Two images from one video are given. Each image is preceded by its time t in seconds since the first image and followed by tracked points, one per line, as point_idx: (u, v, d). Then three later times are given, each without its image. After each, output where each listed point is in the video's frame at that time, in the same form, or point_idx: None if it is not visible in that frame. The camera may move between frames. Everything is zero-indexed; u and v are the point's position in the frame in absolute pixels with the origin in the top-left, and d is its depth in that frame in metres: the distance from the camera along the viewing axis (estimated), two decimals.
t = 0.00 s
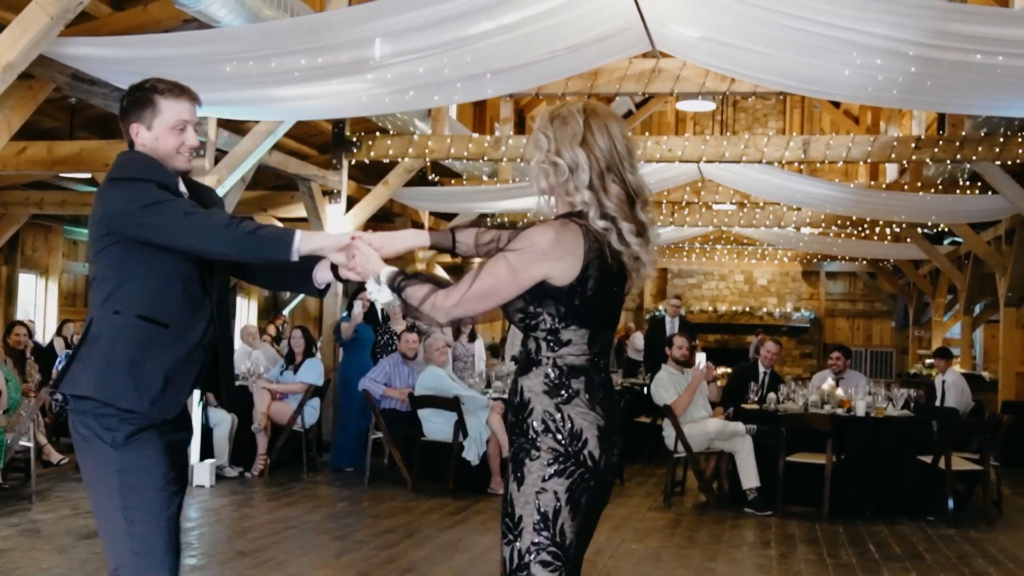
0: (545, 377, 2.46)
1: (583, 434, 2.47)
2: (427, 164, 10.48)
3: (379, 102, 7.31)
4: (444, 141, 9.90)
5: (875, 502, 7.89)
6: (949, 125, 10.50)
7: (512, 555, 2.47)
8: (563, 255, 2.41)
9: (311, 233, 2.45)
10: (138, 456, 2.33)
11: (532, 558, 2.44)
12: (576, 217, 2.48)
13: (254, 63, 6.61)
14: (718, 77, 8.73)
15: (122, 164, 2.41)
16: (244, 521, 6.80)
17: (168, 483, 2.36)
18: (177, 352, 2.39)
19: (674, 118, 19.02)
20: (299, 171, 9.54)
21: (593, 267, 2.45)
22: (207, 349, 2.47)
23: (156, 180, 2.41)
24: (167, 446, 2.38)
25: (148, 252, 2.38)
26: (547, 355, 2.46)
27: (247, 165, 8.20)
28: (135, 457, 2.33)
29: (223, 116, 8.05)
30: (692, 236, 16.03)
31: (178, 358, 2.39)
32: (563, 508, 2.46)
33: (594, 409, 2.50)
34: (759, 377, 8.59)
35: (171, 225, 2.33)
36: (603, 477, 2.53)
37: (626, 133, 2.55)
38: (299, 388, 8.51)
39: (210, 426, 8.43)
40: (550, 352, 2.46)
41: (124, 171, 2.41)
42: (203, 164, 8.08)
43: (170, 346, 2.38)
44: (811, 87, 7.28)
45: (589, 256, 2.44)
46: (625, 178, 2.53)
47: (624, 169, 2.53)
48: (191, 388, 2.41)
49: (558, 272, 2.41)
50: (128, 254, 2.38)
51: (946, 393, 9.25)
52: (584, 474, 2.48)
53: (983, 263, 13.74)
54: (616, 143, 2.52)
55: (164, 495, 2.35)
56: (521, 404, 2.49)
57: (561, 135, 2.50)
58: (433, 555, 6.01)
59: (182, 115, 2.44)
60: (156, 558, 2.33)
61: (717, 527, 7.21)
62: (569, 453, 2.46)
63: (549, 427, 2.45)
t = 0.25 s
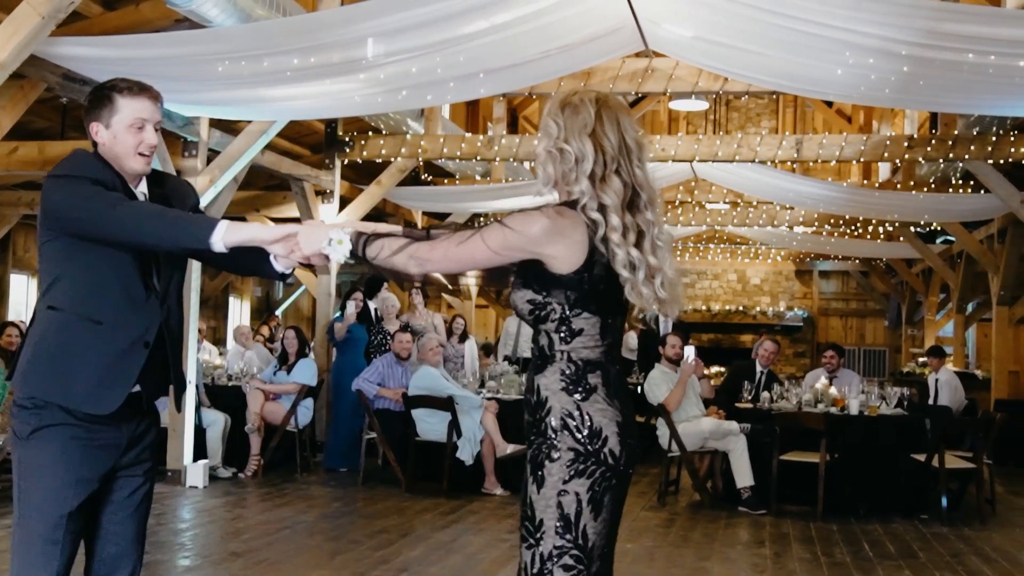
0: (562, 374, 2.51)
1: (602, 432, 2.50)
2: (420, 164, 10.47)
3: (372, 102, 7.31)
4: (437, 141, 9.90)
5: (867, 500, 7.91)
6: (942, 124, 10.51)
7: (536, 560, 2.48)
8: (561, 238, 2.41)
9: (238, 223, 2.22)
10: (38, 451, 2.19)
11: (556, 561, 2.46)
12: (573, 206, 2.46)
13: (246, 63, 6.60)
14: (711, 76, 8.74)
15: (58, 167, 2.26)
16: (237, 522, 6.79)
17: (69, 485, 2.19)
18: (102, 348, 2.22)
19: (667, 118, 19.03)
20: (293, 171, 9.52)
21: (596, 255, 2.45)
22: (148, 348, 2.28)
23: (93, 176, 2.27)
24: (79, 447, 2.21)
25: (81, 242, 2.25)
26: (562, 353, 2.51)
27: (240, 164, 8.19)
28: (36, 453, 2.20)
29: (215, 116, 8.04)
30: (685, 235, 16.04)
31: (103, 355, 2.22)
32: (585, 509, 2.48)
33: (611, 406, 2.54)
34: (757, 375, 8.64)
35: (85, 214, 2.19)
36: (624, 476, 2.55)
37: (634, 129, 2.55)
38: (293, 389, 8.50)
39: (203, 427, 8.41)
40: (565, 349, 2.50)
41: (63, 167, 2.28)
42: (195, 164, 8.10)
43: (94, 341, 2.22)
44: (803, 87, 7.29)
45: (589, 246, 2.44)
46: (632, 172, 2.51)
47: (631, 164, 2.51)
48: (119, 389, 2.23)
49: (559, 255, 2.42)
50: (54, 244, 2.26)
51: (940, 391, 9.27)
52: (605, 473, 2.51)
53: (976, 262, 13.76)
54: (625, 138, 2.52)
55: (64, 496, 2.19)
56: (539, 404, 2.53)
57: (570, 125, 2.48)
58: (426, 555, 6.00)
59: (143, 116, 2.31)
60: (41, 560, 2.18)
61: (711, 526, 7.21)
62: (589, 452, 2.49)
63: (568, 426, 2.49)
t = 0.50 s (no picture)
0: (567, 374, 2.43)
1: (608, 434, 2.44)
2: (416, 164, 10.46)
3: (367, 102, 7.30)
4: (433, 142, 9.89)
5: (864, 499, 7.92)
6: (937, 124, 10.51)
7: (540, 565, 2.41)
8: (560, 235, 2.38)
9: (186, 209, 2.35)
10: (4, 446, 2.32)
11: (560, 565, 2.40)
12: (573, 206, 2.43)
13: (241, 64, 6.59)
14: (707, 76, 8.73)
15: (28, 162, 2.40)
16: (233, 523, 6.77)
17: (30, 474, 2.30)
18: (66, 346, 2.33)
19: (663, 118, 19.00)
20: (288, 171, 9.51)
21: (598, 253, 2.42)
22: (110, 347, 2.37)
23: (59, 172, 2.40)
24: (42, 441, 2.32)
25: (47, 241, 2.37)
26: (568, 352, 2.43)
27: (235, 165, 8.17)
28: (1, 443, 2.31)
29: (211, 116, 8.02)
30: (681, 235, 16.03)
31: (64, 353, 2.33)
32: (590, 511, 2.42)
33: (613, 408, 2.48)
34: (755, 375, 8.64)
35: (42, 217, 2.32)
36: (625, 478, 2.50)
37: (633, 130, 2.52)
38: (290, 390, 8.49)
39: (199, 427, 8.40)
40: (570, 349, 2.43)
41: (33, 164, 2.41)
42: (191, 164, 8.09)
43: (56, 340, 2.33)
44: (798, 86, 7.29)
45: (590, 247, 2.41)
46: (630, 174, 2.49)
47: (629, 165, 2.49)
48: (82, 386, 2.33)
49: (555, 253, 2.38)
50: (22, 245, 2.39)
51: (935, 390, 9.27)
52: (609, 475, 2.45)
53: (972, 261, 13.76)
54: (624, 138, 2.50)
55: (26, 489, 2.30)
56: (540, 403, 2.44)
57: (572, 126, 2.45)
58: (423, 556, 5.98)
59: (112, 118, 2.41)
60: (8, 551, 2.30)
61: (708, 526, 7.21)
62: (594, 454, 2.43)
63: (574, 428, 2.42)
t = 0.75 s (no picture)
0: (512, 384, 2.30)
1: (550, 449, 2.31)
2: (415, 166, 10.47)
3: (366, 104, 7.31)
4: (433, 143, 9.90)
5: (864, 500, 7.94)
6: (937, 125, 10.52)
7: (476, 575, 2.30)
8: (526, 249, 2.23)
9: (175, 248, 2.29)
10: (24, 454, 2.30)
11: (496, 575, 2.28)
12: (543, 220, 2.29)
13: (241, 66, 6.59)
14: (707, 78, 8.74)
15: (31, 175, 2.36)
16: (233, 525, 6.77)
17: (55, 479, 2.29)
18: (81, 356, 2.34)
19: (662, 119, 19.03)
20: (287, 173, 9.51)
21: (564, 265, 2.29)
22: (125, 354, 2.39)
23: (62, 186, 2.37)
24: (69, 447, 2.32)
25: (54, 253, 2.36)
26: (513, 362, 2.29)
27: (235, 167, 8.19)
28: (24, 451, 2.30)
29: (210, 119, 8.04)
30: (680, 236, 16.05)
31: (79, 364, 2.34)
32: (527, 524, 2.29)
33: (560, 419, 2.34)
34: (755, 376, 8.65)
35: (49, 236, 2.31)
36: (569, 491, 2.37)
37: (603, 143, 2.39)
38: (290, 392, 8.48)
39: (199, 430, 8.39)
40: (517, 359, 2.29)
41: (37, 175, 2.39)
42: (190, 167, 8.11)
43: (69, 351, 2.34)
44: (797, 87, 7.30)
45: (557, 261, 2.27)
46: (601, 186, 2.36)
47: (599, 178, 2.37)
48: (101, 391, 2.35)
49: (517, 269, 2.23)
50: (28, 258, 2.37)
51: (934, 390, 9.29)
52: (549, 489, 2.31)
53: (971, 262, 13.78)
54: (592, 152, 2.36)
55: (50, 494, 2.29)
56: (484, 412, 2.32)
57: (539, 139, 2.33)
58: (423, 558, 5.99)
59: (113, 123, 2.43)
60: (42, 558, 2.29)
61: (708, 527, 7.21)
62: (535, 469, 2.30)
63: (513, 438, 2.29)
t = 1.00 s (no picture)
0: (442, 393, 2.28)
1: (471, 460, 2.31)
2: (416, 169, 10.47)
3: (368, 107, 7.31)
4: (434, 146, 9.91)
5: (866, 502, 7.96)
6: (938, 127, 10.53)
7: (365, 565, 2.29)
8: (466, 262, 2.25)
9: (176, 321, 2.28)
10: (92, 470, 2.32)
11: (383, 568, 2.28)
12: (477, 230, 2.31)
13: (242, 69, 6.59)
14: (708, 80, 8.74)
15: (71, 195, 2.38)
16: (236, 529, 6.77)
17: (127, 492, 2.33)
18: (133, 378, 2.35)
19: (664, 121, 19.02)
20: (289, 176, 9.51)
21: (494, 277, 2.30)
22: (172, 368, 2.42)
23: (103, 211, 2.40)
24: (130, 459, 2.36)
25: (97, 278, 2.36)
26: (446, 372, 2.27)
27: (237, 169, 8.14)
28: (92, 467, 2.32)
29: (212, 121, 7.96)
30: (682, 238, 16.05)
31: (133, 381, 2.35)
32: (432, 529, 2.29)
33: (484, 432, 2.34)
34: (758, 378, 8.61)
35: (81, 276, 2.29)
36: (480, 501, 2.38)
37: (530, 155, 2.40)
38: (292, 395, 8.50)
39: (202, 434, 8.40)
40: (450, 369, 2.27)
41: (80, 200, 2.40)
42: (192, 170, 8.04)
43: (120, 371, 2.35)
44: (798, 89, 7.30)
45: (493, 271, 2.28)
46: (528, 198, 2.38)
47: (527, 188, 2.38)
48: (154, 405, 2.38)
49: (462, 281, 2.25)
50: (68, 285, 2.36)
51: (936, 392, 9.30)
52: (461, 499, 2.32)
53: (973, 263, 13.78)
54: (519, 162, 2.37)
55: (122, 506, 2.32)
56: (410, 416, 2.30)
57: (469, 151, 2.34)
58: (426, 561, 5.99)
59: (151, 130, 2.46)
60: (124, 566, 2.32)
61: (711, 530, 7.21)
62: (452, 477, 2.30)
63: (438, 446, 2.28)
